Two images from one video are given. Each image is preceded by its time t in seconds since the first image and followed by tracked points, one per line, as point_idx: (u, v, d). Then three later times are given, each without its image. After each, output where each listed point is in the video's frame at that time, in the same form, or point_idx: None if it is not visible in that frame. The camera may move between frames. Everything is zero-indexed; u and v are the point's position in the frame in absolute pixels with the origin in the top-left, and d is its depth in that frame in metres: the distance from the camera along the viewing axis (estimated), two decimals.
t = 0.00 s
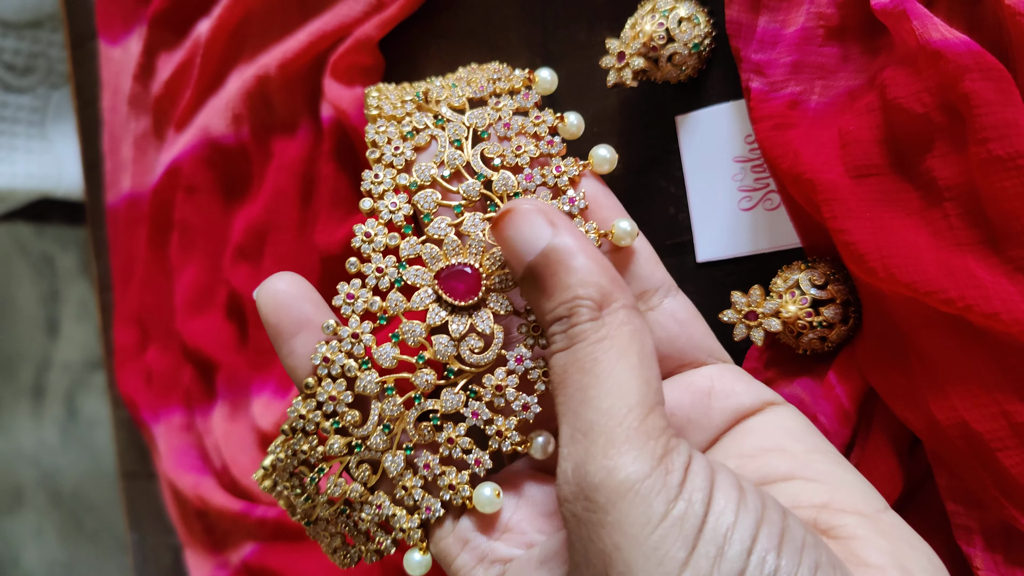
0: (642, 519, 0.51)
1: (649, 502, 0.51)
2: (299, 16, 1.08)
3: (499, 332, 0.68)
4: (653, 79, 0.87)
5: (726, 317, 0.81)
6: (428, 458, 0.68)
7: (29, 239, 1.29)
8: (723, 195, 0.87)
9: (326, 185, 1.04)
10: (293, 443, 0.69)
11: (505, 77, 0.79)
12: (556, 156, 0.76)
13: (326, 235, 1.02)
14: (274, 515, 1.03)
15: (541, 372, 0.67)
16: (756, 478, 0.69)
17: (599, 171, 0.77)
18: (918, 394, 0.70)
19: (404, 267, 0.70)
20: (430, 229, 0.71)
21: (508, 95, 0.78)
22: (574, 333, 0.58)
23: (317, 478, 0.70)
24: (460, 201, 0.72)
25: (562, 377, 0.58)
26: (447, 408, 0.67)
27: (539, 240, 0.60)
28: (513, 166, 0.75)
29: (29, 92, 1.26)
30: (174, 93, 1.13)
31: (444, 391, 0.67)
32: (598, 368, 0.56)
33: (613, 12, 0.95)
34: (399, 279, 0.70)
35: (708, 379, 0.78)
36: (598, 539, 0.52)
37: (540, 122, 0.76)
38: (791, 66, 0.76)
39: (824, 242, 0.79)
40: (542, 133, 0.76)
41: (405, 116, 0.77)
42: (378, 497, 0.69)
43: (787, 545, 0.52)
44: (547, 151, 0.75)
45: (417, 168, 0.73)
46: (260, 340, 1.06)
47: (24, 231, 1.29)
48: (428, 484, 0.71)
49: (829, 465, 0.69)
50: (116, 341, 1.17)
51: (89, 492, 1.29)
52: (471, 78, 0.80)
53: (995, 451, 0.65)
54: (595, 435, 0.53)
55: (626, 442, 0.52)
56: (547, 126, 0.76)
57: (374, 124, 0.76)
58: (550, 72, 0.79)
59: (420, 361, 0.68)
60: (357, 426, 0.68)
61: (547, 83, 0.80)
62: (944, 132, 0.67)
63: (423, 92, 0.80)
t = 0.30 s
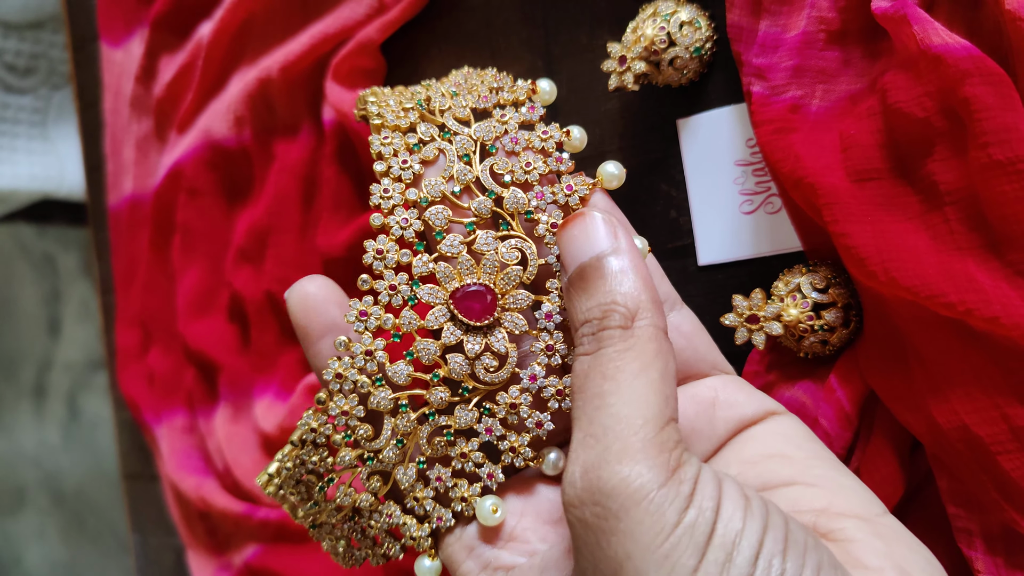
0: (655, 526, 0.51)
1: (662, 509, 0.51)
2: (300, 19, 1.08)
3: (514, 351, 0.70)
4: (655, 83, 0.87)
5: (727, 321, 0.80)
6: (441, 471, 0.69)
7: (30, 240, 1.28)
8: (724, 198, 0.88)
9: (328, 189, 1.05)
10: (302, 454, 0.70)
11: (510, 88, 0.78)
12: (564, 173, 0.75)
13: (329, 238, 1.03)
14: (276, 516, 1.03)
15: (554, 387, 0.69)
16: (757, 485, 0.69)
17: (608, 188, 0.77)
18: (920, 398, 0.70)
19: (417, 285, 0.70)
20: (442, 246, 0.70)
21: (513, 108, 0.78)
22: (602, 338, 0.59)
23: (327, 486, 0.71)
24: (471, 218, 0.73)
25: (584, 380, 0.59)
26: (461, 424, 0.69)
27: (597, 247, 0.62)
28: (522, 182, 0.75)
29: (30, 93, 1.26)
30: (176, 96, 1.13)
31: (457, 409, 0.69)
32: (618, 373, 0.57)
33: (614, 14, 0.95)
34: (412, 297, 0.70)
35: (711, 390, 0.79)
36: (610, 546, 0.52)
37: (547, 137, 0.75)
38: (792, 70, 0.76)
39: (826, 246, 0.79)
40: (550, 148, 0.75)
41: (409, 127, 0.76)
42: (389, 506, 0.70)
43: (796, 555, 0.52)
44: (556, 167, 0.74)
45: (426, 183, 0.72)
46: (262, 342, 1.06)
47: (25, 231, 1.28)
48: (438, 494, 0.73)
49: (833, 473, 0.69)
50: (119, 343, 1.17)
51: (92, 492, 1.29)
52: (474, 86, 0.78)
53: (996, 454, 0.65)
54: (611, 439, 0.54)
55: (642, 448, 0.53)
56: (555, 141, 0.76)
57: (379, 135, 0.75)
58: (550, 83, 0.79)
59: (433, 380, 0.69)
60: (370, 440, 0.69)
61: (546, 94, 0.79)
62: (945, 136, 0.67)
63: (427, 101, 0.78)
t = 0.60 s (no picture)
0: (642, 519, 0.51)
1: (648, 500, 0.51)
2: (301, 17, 1.08)
3: (507, 358, 0.69)
4: (657, 81, 0.87)
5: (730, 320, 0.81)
6: (438, 479, 0.69)
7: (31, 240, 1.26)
8: (725, 196, 0.88)
9: (329, 187, 1.04)
10: (298, 468, 0.70)
11: (489, 97, 0.80)
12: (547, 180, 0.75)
13: (329, 236, 1.02)
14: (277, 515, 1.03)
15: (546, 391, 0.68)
16: (756, 484, 0.69)
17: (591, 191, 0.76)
18: (922, 395, 0.70)
19: (408, 296, 0.70)
20: (431, 257, 0.70)
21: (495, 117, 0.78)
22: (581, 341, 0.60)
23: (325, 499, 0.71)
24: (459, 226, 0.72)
25: (568, 386, 0.60)
26: (456, 434, 0.68)
27: (561, 255, 0.63)
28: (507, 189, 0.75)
29: (31, 92, 1.25)
30: (177, 95, 1.13)
31: (452, 418, 0.69)
32: (600, 373, 0.58)
33: (616, 12, 0.95)
34: (403, 308, 0.70)
35: (708, 389, 0.79)
36: (600, 543, 0.52)
37: (529, 144, 0.76)
38: (794, 67, 0.76)
39: (829, 244, 0.79)
40: (532, 155, 0.76)
41: (392, 139, 0.77)
42: (388, 515, 0.71)
43: (791, 549, 0.51)
44: (539, 174, 0.74)
45: (412, 194, 0.72)
46: (263, 341, 1.06)
47: (26, 231, 1.26)
48: (437, 502, 0.73)
49: (832, 470, 0.69)
50: (120, 342, 1.17)
51: (92, 492, 1.28)
52: (453, 97, 0.79)
53: (999, 452, 0.65)
54: (594, 434, 0.55)
55: (625, 441, 0.53)
56: (537, 148, 0.76)
57: (361, 147, 0.76)
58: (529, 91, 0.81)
59: (427, 390, 0.69)
60: (366, 453, 0.69)
61: (525, 104, 0.81)
62: (948, 133, 0.67)
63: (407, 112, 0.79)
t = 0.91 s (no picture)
0: (638, 537, 0.51)
1: (643, 518, 0.51)
2: (302, 20, 1.08)
3: (503, 362, 0.69)
4: (658, 84, 0.87)
5: (731, 322, 0.80)
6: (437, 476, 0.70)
7: (31, 241, 1.26)
8: (726, 200, 0.88)
9: (330, 190, 1.05)
10: (308, 458, 0.69)
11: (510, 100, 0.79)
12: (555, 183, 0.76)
13: (331, 239, 1.03)
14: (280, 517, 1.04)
15: (541, 398, 0.69)
16: (756, 493, 0.70)
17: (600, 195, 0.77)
18: (922, 398, 0.70)
19: (409, 297, 0.70)
20: (433, 258, 0.70)
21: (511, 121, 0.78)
22: (568, 356, 0.60)
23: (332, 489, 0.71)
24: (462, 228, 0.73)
25: (558, 401, 0.60)
26: (454, 433, 0.68)
27: (536, 269, 0.63)
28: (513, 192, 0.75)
29: (32, 94, 1.25)
30: (179, 97, 1.13)
31: (450, 418, 0.69)
32: (590, 389, 0.58)
33: (617, 15, 0.95)
34: (404, 308, 0.70)
35: (712, 398, 0.79)
36: (597, 561, 0.52)
37: (542, 148, 0.76)
38: (794, 71, 0.76)
39: (829, 247, 0.79)
40: (544, 159, 0.75)
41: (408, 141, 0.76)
42: (392, 506, 0.72)
43: (785, 563, 0.52)
44: (548, 177, 0.75)
45: (420, 194, 0.72)
46: (264, 343, 1.06)
47: (28, 233, 1.26)
48: (437, 497, 0.73)
49: (832, 476, 0.69)
50: (122, 344, 1.17)
51: (94, 493, 1.28)
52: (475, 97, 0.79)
53: (999, 455, 0.65)
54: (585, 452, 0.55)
55: (617, 458, 0.54)
56: (549, 152, 0.76)
57: (378, 147, 0.75)
58: (554, 95, 0.79)
59: (425, 391, 0.69)
60: (369, 447, 0.69)
61: (551, 106, 0.79)
62: (948, 137, 0.67)
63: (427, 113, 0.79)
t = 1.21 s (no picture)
0: None
1: None
2: (303, 23, 1.09)
3: (461, 390, 0.67)
4: (659, 88, 0.87)
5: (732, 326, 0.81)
6: (381, 486, 0.70)
7: (32, 241, 1.27)
8: (727, 204, 0.89)
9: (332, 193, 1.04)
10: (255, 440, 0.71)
11: (511, 81, 0.73)
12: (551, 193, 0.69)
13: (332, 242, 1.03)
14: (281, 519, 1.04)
15: (498, 432, 0.68)
16: (759, 495, 0.70)
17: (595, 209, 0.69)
18: (924, 403, 0.70)
19: (369, 303, 0.67)
20: (401, 264, 0.67)
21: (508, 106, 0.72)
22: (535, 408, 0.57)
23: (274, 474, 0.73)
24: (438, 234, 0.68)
25: (525, 461, 0.58)
26: (401, 452, 0.68)
27: (502, 307, 0.59)
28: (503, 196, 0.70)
29: (34, 95, 1.25)
30: (180, 100, 1.13)
31: (397, 437, 0.67)
32: (559, 455, 0.55)
33: (618, 19, 0.95)
34: (363, 314, 0.67)
35: (720, 404, 0.77)
36: None
37: (539, 147, 0.71)
38: (796, 75, 0.76)
39: (831, 252, 0.80)
40: (539, 161, 0.71)
41: (392, 114, 0.72)
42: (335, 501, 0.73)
43: None
44: (541, 185, 0.69)
45: (395, 189, 0.68)
46: (266, 346, 1.06)
47: (29, 234, 1.28)
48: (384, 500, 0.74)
49: (835, 477, 0.70)
50: (123, 347, 1.17)
51: (95, 495, 1.28)
52: (473, 69, 0.73)
53: (1001, 460, 0.65)
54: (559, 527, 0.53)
55: (595, 538, 0.52)
56: (545, 153, 0.71)
57: (358, 121, 0.72)
58: (559, 77, 0.73)
59: (374, 405, 0.67)
60: (315, 446, 0.71)
61: (554, 90, 0.74)
62: (949, 143, 0.67)
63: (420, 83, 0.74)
